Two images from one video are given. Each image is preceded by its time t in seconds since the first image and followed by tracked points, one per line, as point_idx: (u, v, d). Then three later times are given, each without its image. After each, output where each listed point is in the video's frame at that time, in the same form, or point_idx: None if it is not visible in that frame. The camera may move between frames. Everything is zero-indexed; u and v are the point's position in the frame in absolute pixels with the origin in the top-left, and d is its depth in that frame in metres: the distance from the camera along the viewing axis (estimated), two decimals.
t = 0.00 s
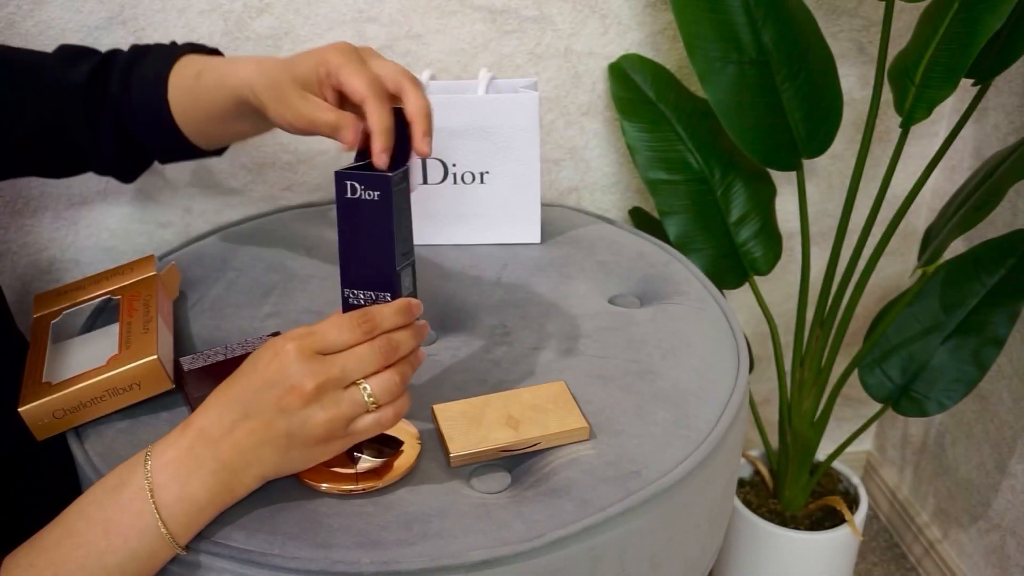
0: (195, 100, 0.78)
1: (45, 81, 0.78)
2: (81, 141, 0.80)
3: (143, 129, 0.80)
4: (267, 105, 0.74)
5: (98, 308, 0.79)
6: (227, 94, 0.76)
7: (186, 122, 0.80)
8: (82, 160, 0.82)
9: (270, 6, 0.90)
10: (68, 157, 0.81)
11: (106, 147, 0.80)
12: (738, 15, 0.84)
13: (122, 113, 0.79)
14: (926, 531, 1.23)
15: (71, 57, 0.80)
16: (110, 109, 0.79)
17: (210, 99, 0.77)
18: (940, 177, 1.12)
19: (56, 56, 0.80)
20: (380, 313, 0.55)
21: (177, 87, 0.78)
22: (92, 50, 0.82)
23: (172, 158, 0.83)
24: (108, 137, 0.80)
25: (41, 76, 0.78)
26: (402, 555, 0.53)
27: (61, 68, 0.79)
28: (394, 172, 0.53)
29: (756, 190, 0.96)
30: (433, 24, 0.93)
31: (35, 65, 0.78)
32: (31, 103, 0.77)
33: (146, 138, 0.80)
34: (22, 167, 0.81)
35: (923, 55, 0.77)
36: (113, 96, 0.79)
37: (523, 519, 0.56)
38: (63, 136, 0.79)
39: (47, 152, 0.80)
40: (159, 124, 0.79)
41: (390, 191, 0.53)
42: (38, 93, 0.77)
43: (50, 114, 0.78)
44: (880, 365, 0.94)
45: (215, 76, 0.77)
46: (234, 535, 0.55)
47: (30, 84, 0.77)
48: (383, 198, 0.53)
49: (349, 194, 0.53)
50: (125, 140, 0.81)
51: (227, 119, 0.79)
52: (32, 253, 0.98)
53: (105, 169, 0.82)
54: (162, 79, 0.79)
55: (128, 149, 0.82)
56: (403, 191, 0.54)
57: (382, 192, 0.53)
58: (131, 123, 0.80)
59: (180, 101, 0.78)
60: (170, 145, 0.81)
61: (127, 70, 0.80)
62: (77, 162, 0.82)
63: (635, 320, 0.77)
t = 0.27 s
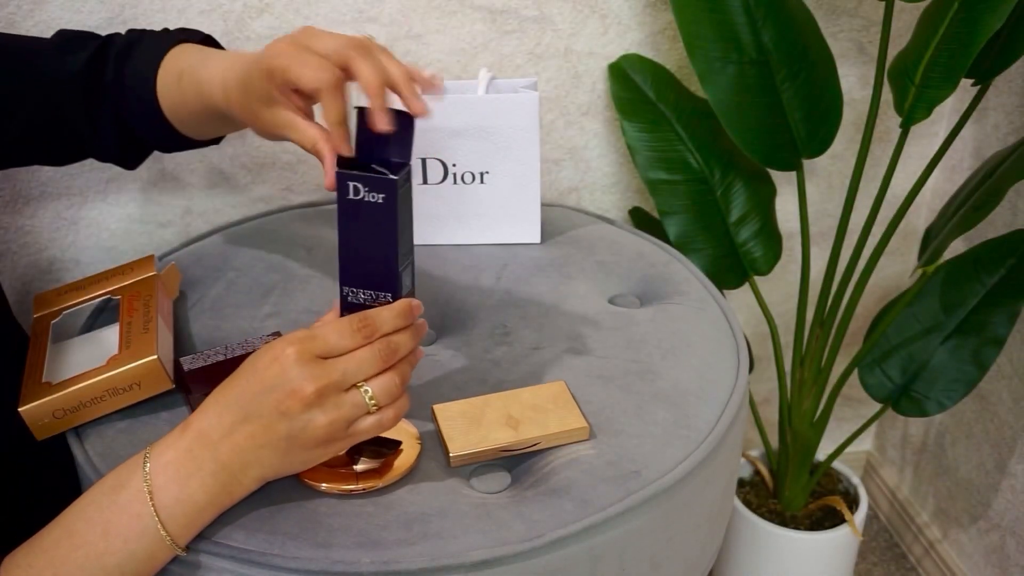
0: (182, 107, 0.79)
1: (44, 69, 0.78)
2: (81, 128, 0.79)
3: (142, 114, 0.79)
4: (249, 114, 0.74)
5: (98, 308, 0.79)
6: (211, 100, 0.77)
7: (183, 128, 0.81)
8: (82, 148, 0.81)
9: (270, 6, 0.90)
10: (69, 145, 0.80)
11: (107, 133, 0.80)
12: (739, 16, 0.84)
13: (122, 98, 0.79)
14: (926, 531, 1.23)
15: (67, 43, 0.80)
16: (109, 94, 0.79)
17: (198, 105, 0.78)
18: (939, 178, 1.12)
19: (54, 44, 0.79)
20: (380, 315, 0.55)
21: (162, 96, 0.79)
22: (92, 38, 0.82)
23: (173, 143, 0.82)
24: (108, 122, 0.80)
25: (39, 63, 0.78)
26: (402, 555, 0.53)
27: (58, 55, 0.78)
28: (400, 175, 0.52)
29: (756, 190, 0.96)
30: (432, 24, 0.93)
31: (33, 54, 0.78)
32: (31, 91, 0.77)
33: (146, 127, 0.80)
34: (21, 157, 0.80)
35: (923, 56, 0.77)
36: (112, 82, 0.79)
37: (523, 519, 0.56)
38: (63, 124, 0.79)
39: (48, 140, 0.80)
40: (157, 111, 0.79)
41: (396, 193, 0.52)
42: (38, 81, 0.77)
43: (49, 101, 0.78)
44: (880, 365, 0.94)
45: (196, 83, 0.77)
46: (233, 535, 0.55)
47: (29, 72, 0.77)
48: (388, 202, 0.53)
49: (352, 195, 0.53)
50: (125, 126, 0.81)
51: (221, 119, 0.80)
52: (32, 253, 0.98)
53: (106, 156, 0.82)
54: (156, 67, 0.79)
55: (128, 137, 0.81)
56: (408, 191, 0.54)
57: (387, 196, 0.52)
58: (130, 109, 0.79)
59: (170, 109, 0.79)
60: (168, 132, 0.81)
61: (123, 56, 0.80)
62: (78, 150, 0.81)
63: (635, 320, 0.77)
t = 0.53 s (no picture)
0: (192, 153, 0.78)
1: (44, 77, 0.78)
2: (79, 134, 0.79)
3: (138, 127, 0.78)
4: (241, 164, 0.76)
5: (99, 308, 0.79)
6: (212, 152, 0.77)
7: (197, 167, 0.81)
8: (80, 153, 0.81)
9: (270, 6, 0.90)
10: (66, 150, 0.80)
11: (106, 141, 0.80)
12: (739, 16, 0.84)
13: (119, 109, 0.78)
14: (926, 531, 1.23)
15: (69, 52, 0.79)
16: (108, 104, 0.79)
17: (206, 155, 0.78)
18: (939, 178, 1.12)
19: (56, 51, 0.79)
20: (374, 315, 0.55)
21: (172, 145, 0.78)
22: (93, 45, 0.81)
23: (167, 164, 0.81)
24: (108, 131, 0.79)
25: (40, 71, 0.77)
26: (402, 555, 0.53)
27: (60, 64, 0.78)
28: (407, 181, 0.51)
29: (756, 190, 0.96)
30: (432, 24, 0.93)
31: (32, 58, 0.78)
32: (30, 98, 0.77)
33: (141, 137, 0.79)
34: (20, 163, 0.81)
35: (923, 55, 0.76)
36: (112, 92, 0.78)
37: (523, 519, 0.56)
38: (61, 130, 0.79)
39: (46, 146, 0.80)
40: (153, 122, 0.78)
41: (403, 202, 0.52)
42: (37, 89, 0.77)
43: (48, 108, 0.78)
44: (880, 365, 0.94)
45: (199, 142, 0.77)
46: (234, 535, 0.55)
47: (29, 79, 0.77)
48: (394, 206, 0.52)
49: (359, 195, 0.52)
50: (125, 135, 0.80)
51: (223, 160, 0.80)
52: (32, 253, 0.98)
53: (104, 164, 0.82)
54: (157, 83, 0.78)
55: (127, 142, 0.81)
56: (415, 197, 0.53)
57: (393, 201, 0.52)
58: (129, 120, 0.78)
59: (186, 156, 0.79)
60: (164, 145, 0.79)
61: (127, 66, 0.79)
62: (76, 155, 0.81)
63: (635, 320, 0.77)
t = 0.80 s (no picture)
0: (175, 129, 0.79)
1: (39, 70, 0.77)
2: (75, 126, 0.79)
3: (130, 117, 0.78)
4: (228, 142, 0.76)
5: (98, 308, 0.79)
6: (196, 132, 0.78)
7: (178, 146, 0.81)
8: (79, 146, 0.81)
9: (270, 6, 0.90)
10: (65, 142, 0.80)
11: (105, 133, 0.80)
12: (739, 17, 0.84)
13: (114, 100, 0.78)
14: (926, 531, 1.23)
15: (63, 44, 0.79)
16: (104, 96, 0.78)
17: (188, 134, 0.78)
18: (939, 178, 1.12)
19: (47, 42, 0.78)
20: (382, 325, 0.54)
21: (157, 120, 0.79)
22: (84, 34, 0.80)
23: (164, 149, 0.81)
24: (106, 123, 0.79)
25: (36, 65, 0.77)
26: (402, 555, 0.53)
27: (55, 56, 0.78)
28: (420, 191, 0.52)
29: (756, 190, 0.96)
30: (432, 24, 0.93)
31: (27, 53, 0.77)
32: (26, 91, 0.77)
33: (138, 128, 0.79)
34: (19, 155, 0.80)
35: (923, 56, 0.76)
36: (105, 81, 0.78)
37: (524, 519, 0.56)
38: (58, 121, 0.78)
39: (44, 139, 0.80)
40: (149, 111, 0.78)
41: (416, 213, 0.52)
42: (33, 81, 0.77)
43: (45, 101, 0.77)
44: (880, 365, 0.94)
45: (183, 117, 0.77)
46: (234, 536, 0.55)
47: (25, 72, 0.77)
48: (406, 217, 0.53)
49: (371, 204, 0.53)
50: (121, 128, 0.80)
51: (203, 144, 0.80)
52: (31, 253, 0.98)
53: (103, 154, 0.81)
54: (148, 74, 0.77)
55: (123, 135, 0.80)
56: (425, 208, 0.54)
57: (405, 212, 0.52)
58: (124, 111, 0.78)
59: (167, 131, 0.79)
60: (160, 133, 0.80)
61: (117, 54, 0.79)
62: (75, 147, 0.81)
63: (635, 320, 0.77)
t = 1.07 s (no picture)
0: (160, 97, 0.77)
1: (36, 60, 0.77)
2: (76, 115, 0.79)
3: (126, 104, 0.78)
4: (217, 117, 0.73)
5: (98, 308, 0.79)
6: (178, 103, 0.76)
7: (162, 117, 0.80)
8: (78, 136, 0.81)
9: (270, 6, 0.90)
10: (66, 132, 0.80)
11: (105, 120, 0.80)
12: (740, 17, 0.84)
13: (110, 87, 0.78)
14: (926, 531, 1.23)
15: (58, 33, 0.78)
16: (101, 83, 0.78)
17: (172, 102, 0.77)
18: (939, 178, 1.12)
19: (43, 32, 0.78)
20: (373, 319, 0.55)
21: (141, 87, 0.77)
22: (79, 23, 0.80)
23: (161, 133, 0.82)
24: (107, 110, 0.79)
25: (33, 55, 0.77)
26: (401, 555, 0.53)
27: (51, 46, 0.77)
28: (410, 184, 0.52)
29: (756, 190, 0.96)
30: (432, 24, 0.93)
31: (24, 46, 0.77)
32: (25, 83, 0.77)
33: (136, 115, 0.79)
34: (20, 147, 0.80)
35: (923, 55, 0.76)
36: (100, 68, 0.78)
37: (523, 519, 0.56)
38: (58, 111, 0.78)
39: (44, 129, 0.79)
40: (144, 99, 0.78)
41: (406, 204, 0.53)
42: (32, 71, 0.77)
43: (44, 91, 0.77)
44: (880, 366, 0.94)
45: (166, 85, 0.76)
46: (234, 536, 0.55)
47: (23, 63, 0.76)
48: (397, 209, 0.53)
49: (360, 196, 0.53)
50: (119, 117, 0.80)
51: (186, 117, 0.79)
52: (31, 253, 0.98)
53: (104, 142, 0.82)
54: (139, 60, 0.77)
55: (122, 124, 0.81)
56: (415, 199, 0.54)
57: (395, 204, 0.53)
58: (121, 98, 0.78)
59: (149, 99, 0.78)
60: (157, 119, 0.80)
61: (109, 39, 0.78)
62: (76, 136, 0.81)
63: (635, 320, 0.77)
